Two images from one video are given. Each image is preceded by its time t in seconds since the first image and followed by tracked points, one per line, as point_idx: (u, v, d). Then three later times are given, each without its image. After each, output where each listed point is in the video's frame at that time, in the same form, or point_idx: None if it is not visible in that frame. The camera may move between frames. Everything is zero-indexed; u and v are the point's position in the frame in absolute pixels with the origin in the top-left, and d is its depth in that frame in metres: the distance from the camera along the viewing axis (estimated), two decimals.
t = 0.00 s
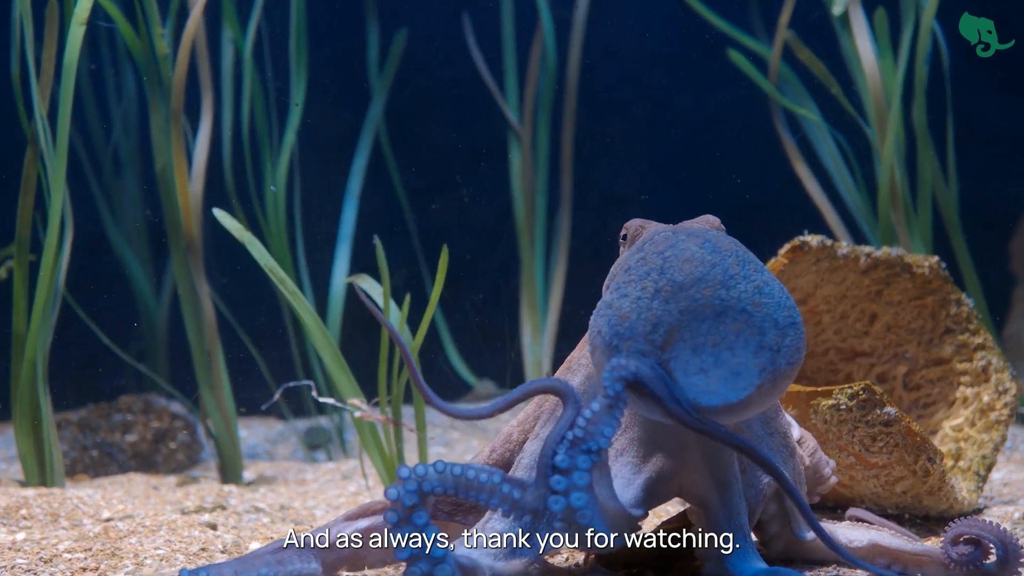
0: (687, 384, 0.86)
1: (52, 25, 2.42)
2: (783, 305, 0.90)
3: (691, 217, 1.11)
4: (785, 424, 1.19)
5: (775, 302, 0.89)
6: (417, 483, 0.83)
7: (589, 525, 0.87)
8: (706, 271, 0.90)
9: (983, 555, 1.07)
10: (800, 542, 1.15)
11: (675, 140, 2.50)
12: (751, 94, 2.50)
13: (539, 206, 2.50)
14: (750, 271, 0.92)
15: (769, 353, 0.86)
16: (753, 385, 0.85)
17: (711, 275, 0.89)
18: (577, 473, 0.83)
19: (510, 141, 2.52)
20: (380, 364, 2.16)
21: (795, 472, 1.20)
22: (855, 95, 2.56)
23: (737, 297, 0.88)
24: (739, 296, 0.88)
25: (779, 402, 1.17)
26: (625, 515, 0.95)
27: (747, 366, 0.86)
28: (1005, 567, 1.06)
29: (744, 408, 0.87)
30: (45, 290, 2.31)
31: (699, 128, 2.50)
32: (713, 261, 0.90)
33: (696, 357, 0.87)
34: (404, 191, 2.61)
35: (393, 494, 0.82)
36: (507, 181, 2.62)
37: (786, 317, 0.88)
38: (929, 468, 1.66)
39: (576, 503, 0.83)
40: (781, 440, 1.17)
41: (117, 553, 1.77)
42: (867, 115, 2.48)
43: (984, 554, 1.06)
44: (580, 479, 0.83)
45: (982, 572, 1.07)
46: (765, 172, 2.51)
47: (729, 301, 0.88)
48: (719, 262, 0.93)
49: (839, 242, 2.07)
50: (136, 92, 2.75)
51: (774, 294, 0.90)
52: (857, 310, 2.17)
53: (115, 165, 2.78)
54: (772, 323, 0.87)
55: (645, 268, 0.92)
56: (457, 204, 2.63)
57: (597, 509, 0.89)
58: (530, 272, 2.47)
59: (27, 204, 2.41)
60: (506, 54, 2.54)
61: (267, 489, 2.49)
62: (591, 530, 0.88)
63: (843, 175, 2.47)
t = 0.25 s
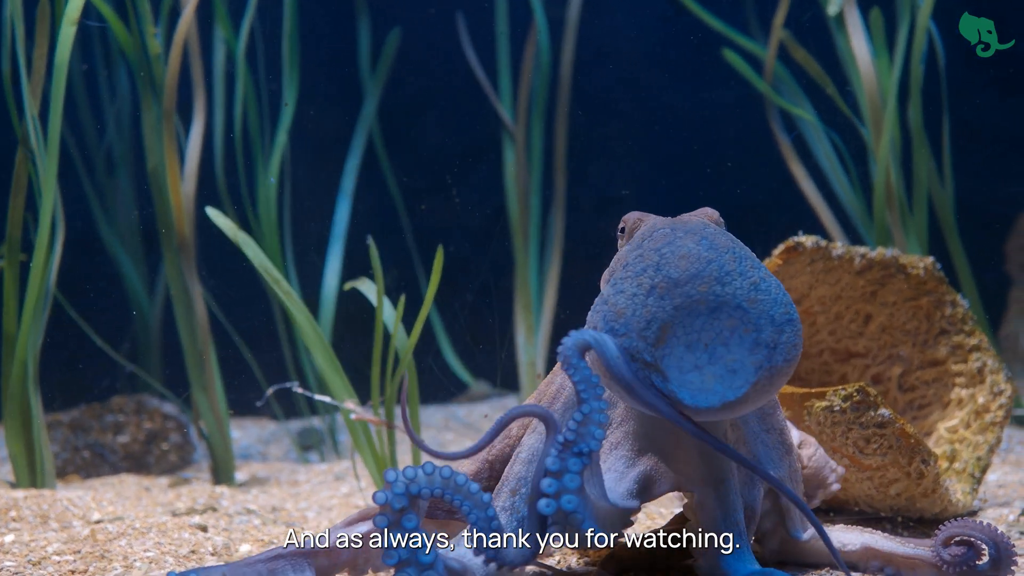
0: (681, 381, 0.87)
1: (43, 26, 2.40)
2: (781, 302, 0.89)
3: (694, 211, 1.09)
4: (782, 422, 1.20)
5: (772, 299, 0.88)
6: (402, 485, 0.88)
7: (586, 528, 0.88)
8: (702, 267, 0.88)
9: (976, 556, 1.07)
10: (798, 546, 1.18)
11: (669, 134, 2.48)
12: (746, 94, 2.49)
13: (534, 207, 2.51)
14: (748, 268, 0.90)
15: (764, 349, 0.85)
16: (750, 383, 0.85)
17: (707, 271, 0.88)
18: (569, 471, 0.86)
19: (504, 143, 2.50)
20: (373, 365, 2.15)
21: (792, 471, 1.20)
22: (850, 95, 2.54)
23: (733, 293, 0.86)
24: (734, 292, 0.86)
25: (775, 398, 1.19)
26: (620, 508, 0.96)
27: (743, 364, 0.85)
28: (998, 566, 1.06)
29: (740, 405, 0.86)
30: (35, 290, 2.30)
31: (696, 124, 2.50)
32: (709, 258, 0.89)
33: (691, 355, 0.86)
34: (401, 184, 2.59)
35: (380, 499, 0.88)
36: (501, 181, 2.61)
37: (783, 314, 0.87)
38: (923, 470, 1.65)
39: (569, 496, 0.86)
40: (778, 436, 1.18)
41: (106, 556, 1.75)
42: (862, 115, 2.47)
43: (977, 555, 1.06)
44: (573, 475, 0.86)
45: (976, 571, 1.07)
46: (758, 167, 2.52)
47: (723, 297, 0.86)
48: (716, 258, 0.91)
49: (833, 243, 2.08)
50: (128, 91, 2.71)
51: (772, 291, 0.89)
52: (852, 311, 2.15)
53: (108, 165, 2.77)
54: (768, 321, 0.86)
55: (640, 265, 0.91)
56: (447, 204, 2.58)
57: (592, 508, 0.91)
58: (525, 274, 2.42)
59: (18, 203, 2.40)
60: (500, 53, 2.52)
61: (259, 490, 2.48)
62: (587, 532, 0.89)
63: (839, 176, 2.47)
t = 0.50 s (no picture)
0: (680, 378, 0.91)
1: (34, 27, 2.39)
2: (776, 297, 0.91)
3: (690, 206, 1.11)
4: (779, 421, 1.20)
5: (767, 295, 0.91)
6: (389, 486, 0.92)
7: (579, 525, 0.95)
8: (699, 265, 0.90)
9: (964, 555, 1.10)
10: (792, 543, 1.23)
11: (662, 136, 2.44)
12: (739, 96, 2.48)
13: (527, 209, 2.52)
14: (743, 264, 0.92)
15: (760, 346, 0.89)
16: (747, 379, 0.89)
17: (703, 269, 0.90)
18: (561, 469, 0.93)
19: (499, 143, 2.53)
20: (365, 366, 2.16)
21: (788, 470, 1.21)
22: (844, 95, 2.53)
23: (729, 292, 0.89)
24: (730, 290, 0.89)
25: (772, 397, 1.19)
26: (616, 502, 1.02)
27: (739, 361, 0.89)
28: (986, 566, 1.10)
29: (738, 399, 0.91)
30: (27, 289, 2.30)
31: (689, 126, 2.45)
32: (705, 256, 0.91)
33: (689, 353, 0.90)
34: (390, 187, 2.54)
35: (370, 501, 0.93)
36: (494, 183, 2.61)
37: (778, 309, 0.90)
38: (917, 473, 1.65)
39: (559, 495, 0.93)
40: (775, 435, 1.18)
41: (95, 558, 1.74)
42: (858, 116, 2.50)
43: (965, 554, 1.10)
44: (564, 473, 0.93)
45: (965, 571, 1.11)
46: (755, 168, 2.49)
47: (720, 296, 0.89)
48: (712, 254, 0.93)
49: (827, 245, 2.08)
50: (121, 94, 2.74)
51: (767, 287, 0.91)
52: (846, 312, 2.16)
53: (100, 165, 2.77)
54: (764, 318, 0.89)
55: (638, 264, 0.94)
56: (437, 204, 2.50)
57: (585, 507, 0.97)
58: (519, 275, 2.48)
59: (10, 204, 2.39)
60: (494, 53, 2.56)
61: (251, 492, 2.48)
62: (580, 529, 0.95)
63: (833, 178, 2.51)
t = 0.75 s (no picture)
0: (680, 377, 0.90)
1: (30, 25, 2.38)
2: (778, 295, 0.90)
3: (691, 201, 1.10)
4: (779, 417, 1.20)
5: (770, 294, 0.90)
6: (380, 488, 0.92)
7: (577, 523, 0.95)
8: (700, 264, 0.89)
9: (957, 553, 1.09)
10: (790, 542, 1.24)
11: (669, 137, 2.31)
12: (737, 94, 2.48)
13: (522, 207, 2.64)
14: (745, 262, 0.91)
15: (761, 345, 0.88)
16: (748, 380, 0.88)
17: (704, 268, 0.89)
18: (558, 470, 0.92)
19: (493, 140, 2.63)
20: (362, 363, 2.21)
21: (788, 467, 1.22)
22: (841, 94, 2.52)
23: (730, 291, 0.88)
24: (732, 288, 0.88)
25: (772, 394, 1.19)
26: (615, 500, 1.01)
27: (740, 361, 0.89)
28: (980, 564, 1.09)
29: (739, 400, 0.90)
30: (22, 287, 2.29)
31: (697, 120, 2.32)
32: (707, 254, 0.90)
33: (689, 353, 0.89)
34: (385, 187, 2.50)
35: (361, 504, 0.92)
36: (491, 182, 2.60)
37: (780, 309, 0.89)
38: (915, 474, 1.64)
39: (556, 494, 0.93)
40: (775, 432, 1.18)
41: (89, 558, 1.73)
42: (857, 116, 2.53)
43: (958, 552, 1.09)
44: (561, 474, 0.92)
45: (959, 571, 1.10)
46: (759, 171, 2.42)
47: (721, 295, 0.88)
48: (714, 253, 0.92)
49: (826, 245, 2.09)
50: (116, 89, 2.64)
51: (770, 285, 0.90)
52: (845, 312, 2.16)
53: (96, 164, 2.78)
54: (765, 317, 0.88)
55: (639, 262, 0.93)
56: (432, 203, 2.48)
57: (583, 504, 0.97)
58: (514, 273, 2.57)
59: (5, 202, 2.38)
60: (490, 50, 2.57)
61: (246, 492, 2.47)
62: (579, 527, 0.95)
63: (832, 178, 2.57)
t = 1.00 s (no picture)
0: (680, 374, 0.88)
1: (29, 25, 2.39)
2: (781, 294, 0.90)
3: (696, 195, 1.10)
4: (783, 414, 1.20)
5: (772, 292, 0.90)
6: (372, 487, 0.92)
7: (580, 521, 0.94)
8: (703, 260, 0.89)
9: (948, 549, 1.11)
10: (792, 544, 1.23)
11: (668, 137, 2.29)
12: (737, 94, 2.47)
13: (521, 207, 2.65)
14: (749, 260, 0.91)
15: (763, 343, 0.87)
16: (749, 377, 0.87)
17: (707, 263, 0.89)
18: (556, 469, 0.91)
19: (494, 138, 2.64)
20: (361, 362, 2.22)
21: (791, 463, 1.21)
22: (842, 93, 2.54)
23: (732, 287, 0.88)
24: (734, 284, 0.88)
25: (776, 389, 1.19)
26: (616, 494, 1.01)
27: (742, 358, 0.87)
28: (973, 560, 1.10)
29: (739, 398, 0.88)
30: (19, 286, 2.28)
31: (694, 119, 2.33)
32: (710, 250, 0.90)
33: (690, 348, 0.88)
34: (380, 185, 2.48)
35: (356, 506, 0.92)
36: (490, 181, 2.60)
37: (782, 307, 0.89)
38: (915, 474, 1.63)
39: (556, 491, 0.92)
40: (779, 427, 1.18)
41: (87, 558, 1.72)
42: (857, 116, 2.53)
43: (949, 548, 1.10)
44: (560, 472, 0.91)
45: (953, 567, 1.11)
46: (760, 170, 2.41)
47: (723, 291, 0.88)
48: (717, 250, 0.92)
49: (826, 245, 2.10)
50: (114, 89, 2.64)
51: (772, 284, 0.90)
52: (844, 312, 2.15)
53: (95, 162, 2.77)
54: (767, 315, 0.88)
55: (642, 257, 0.93)
56: (430, 202, 2.50)
57: (584, 501, 0.96)
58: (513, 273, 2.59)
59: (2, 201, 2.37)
60: (489, 49, 2.58)
61: (245, 492, 2.46)
62: (580, 523, 0.94)
63: (832, 177, 2.54)
